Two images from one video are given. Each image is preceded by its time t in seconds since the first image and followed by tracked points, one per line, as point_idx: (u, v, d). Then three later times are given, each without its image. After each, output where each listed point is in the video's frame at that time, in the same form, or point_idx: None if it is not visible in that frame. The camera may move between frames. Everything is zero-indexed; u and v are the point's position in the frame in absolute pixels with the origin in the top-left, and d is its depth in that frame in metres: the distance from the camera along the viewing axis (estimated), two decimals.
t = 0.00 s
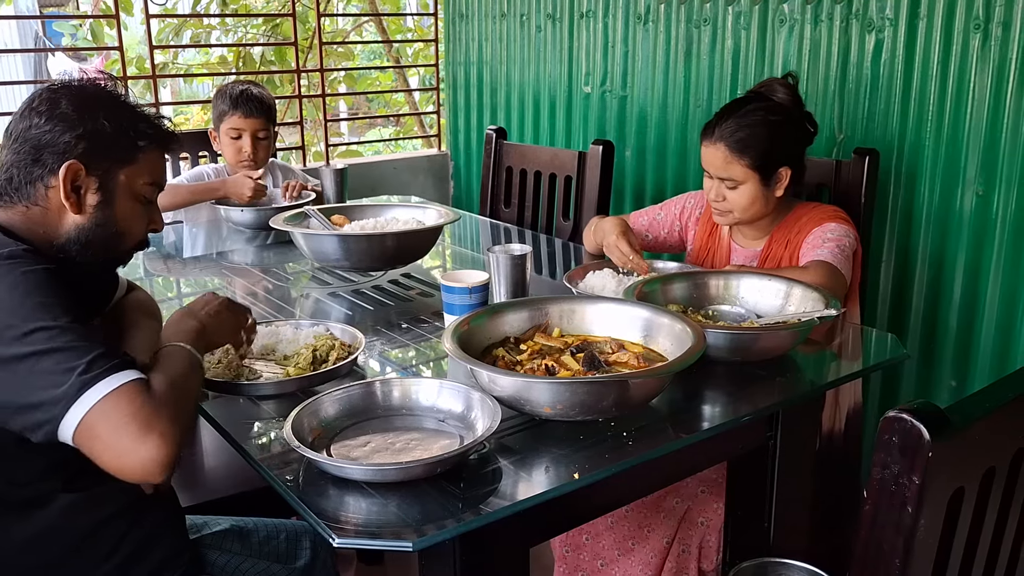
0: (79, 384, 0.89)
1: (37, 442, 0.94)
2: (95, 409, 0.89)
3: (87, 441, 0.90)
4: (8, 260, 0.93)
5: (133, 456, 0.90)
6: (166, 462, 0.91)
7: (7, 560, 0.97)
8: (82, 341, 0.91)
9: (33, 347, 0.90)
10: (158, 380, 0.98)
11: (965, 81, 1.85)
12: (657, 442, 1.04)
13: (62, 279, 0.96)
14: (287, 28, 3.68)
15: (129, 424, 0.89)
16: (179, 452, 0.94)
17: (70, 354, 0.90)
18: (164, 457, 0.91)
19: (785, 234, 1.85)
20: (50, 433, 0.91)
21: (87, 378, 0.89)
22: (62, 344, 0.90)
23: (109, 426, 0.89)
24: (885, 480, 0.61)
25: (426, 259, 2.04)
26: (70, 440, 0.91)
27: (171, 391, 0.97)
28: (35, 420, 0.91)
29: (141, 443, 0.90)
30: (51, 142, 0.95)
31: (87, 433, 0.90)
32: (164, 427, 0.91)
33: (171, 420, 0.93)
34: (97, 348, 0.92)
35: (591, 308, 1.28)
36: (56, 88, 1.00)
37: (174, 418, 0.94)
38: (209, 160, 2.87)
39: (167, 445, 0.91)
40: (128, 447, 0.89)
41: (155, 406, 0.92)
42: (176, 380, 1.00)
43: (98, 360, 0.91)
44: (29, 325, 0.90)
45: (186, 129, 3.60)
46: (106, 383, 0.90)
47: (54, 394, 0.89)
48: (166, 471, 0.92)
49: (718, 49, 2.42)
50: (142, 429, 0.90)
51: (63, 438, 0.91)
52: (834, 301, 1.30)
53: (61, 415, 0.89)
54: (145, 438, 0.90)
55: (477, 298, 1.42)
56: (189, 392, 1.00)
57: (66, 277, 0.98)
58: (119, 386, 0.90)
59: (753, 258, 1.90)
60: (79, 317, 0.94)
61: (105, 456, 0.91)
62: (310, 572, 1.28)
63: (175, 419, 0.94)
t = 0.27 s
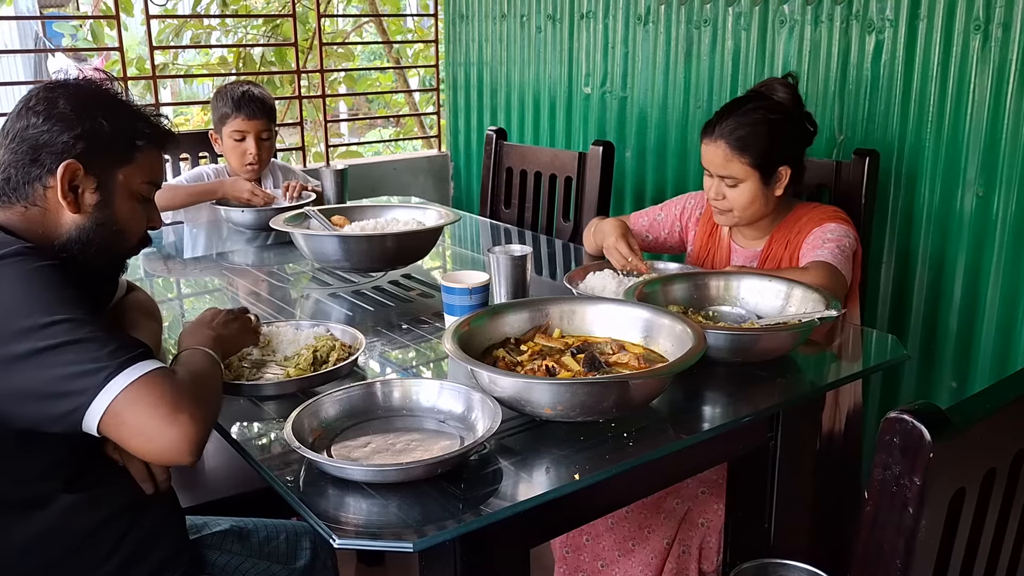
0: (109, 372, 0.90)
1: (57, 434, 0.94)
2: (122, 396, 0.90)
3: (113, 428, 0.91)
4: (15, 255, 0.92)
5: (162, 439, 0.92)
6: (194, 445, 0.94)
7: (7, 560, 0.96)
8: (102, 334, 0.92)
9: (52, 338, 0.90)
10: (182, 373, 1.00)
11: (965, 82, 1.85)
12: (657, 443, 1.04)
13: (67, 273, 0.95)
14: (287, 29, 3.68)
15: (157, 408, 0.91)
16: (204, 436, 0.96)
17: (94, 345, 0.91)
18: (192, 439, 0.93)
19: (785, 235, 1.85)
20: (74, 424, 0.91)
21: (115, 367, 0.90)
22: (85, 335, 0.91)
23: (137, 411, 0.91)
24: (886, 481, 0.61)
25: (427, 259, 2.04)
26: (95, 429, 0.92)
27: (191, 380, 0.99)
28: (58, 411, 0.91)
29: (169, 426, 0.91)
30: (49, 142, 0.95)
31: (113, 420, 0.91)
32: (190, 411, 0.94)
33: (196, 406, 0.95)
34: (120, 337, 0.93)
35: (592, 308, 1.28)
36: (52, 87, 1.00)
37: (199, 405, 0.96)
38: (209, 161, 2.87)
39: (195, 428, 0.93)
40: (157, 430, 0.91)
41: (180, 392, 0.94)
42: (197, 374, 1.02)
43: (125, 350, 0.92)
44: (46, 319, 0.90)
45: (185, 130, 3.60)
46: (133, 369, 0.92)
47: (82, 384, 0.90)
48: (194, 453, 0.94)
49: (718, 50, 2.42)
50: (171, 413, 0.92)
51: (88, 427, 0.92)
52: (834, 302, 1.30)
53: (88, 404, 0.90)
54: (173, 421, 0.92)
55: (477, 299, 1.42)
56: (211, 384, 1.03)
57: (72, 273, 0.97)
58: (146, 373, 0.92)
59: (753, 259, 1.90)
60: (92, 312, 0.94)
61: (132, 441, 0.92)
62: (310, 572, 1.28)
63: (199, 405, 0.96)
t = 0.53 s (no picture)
0: (82, 375, 0.89)
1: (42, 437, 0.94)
2: (96, 398, 0.89)
3: (88, 433, 0.90)
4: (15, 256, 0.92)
5: (134, 445, 0.89)
6: (168, 452, 0.91)
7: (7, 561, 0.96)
8: (87, 333, 0.91)
9: (38, 339, 0.89)
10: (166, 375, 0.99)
11: (966, 83, 1.85)
12: (658, 445, 1.04)
13: (69, 275, 0.95)
14: (288, 30, 3.68)
15: (130, 413, 0.89)
16: (182, 442, 0.94)
17: (75, 346, 0.89)
18: (165, 445, 0.90)
19: (782, 235, 1.85)
20: (55, 427, 0.91)
21: (89, 370, 0.89)
22: (68, 336, 0.89)
23: (109, 416, 0.89)
24: (886, 482, 0.61)
25: (427, 260, 2.04)
26: (73, 433, 0.91)
27: (174, 384, 0.97)
28: (40, 414, 0.90)
29: (142, 433, 0.89)
30: (54, 143, 0.95)
31: (88, 424, 0.90)
32: (165, 417, 0.91)
33: (174, 411, 0.93)
34: (101, 339, 0.91)
35: (592, 309, 1.28)
36: (58, 88, 1.00)
37: (177, 410, 0.93)
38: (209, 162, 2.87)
39: (168, 434, 0.91)
40: (130, 436, 0.89)
41: (157, 397, 0.92)
42: (185, 377, 1.01)
43: (102, 351, 0.90)
44: (34, 319, 0.90)
45: (186, 131, 3.60)
46: (108, 373, 0.90)
47: (60, 386, 0.89)
48: (168, 460, 0.92)
49: (718, 51, 2.43)
50: (144, 418, 0.90)
51: (66, 430, 0.91)
52: (834, 303, 1.30)
53: (64, 407, 0.89)
54: (147, 427, 0.90)
55: (477, 300, 1.42)
56: (197, 388, 1.01)
57: (74, 274, 0.97)
58: (122, 376, 0.90)
59: (750, 260, 1.90)
60: (86, 311, 0.93)
61: (106, 446, 0.90)
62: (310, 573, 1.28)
63: (177, 410, 0.94)
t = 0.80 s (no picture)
0: (68, 380, 0.88)
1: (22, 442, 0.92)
2: (83, 405, 0.88)
3: (73, 439, 0.89)
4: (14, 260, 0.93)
5: (119, 454, 0.89)
6: (152, 463, 0.91)
7: (7, 562, 0.96)
8: (75, 337, 0.90)
9: (28, 341, 0.89)
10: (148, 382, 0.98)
11: (965, 84, 1.85)
12: (657, 445, 1.04)
13: (65, 280, 0.96)
14: (287, 31, 3.68)
15: (116, 422, 0.88)
16: (166, 452, 0.93)
17: (64, 349, 0.89)
18: (150, 456, 0.90)
19: (774, 236, 1.85)
20: (37, 432, 0.90)
21: (75, 375, 0.88)
22: (58, 338, 0.89)
23: (95, 423, 0.88)
24: (885, 483, 0.61)
25: (426, 261, 2.04)
26: (56, 438, 0.90)
27: (158, 392, 0.96)
28: (22, 418, 0.90)
29: (128, 440, 0.89)
30: (54, 144, 0.95)
31: (73, 430, 0.89)
32: (151, 427, 0.91)
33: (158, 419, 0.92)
34: (90, 343, 0.91)
35: (591, 310, 1.27)
36: (61, 89, 1.01)
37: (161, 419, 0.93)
38: (209, 163, 2.87)
39: (154, 445, 0.90)
40: (115, 444, 0.89)
41: (144, 406, 0.91)
42: (167, 383, 1.00)
43: (89, 356, 0.90)
44: (25, 321, 0.90)
45: (185, 132, 3.60)
46: (94, 378, 0.89)
47: (45, 388, 0.88)
48: (152, 470, 0.91)
49: (717, 53, 2.43)
50: (130, 428, 0.89)
51: (50, 436, 0.90)
52: (833, 304, 1.30)
53: (48, 412, 0.88)
54: (133, 435, 0.89)
55: (477, 301, 1.42)
56: (180, 395, 1.00)
57: (67, 278, 0.98)
58: (107, 382, 0.89)
59: (743, 262, 1.90)
60: (77, 315, 0.93)
61: (90, 454, 0.90)
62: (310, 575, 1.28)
63: (163, 419, 0.93)
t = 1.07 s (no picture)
0: (74, 388, 0.89)
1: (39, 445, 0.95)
2: (91, 412, 0.90)
3: (84, 444, 0.91)
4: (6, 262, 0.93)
5: (130, 456, 0.91)
6: (163, 463, 0.92)
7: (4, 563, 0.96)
8: (78, 343, 0.91)
9: (33, 349, 0.90)
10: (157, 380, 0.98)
11: (963, 86, 1.86)
12: (655, 447, 1.04)
13: (64, 282, 0.96)
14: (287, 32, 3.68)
15: (124, 426, 0.90)
16: (177, 451, 0.95)
17: (67, 358, 0.90)
18: (161, 457, 0.92)
19: (766, 237, 1.86)
20: (50, 437, 0.92)
21: (81, 383, 0.89)
22: (60, 347, 0.90)
23: (105, 429, 0.90)
24: (882, 484, 0.61)
25: (425, 262, 2.04)
26: (68, 443, 0.92)
27: (167, 389, 0.97)
28: (34, 424, 0.92)
29: (137, 445, 0.90)
30: (46, 143, 0.95)
31: (83, 436, 0.91)
32: (159, 428, 0.92)
33: (169, 422, 0.93)
34: (93, 350, 0.92)
35: (589, 312, 1.27)
36: (51, 88, 1.00)
37: (171, 421, 0.94)
38: (208, 164, 2.87)
39: (163, 445, 0.92)
40: (125, 449, 0.90)
41: (151, 407, 0.92)
42: (176, 381, 1.00)
43: (94, 363, 0.91)
44: (28, 327, 0.90)
45: (185, 133, 3.60)
46: (102, 385, 0.90)
47: (54, 398, 0.90)
48: (165, 470, 0.93)
49: (716, 54, 2.43)
50: (138, 431, 0.90)
51: (62, 441, 0.92)
52: (831, 305, 1.30)
53: (58, 420, 0.90)
54: (142, 440, 0.90)
55: (475, 302, 1.42)
56: (189, 393, 1.00)
57: (66, 280, 0.98)
58: (116, 389, 0.91)
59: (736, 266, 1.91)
60: (79, 318, 0.94)
61: (102, 457, 0.91)
62: None
63: (172, 418, 0.94)
